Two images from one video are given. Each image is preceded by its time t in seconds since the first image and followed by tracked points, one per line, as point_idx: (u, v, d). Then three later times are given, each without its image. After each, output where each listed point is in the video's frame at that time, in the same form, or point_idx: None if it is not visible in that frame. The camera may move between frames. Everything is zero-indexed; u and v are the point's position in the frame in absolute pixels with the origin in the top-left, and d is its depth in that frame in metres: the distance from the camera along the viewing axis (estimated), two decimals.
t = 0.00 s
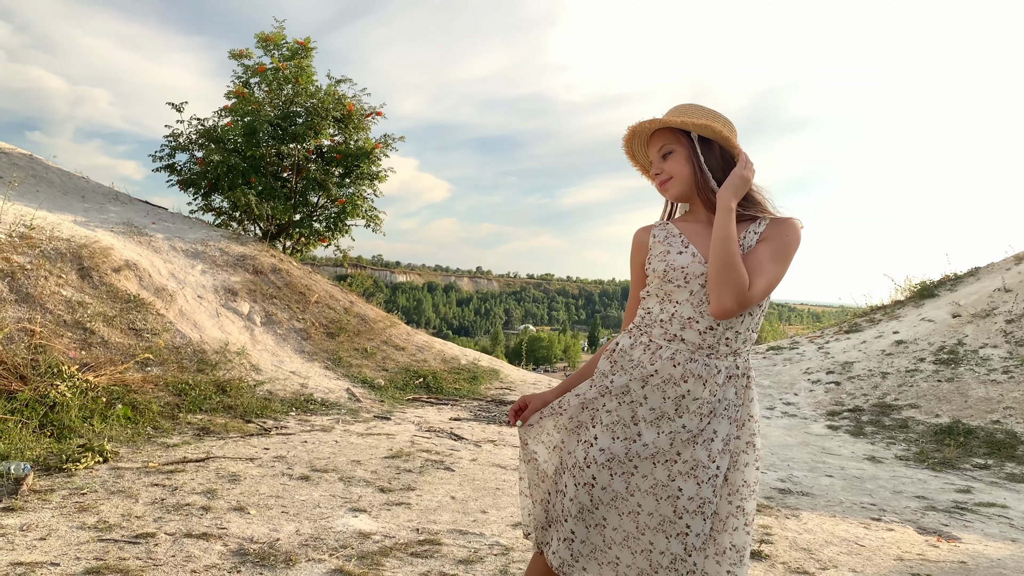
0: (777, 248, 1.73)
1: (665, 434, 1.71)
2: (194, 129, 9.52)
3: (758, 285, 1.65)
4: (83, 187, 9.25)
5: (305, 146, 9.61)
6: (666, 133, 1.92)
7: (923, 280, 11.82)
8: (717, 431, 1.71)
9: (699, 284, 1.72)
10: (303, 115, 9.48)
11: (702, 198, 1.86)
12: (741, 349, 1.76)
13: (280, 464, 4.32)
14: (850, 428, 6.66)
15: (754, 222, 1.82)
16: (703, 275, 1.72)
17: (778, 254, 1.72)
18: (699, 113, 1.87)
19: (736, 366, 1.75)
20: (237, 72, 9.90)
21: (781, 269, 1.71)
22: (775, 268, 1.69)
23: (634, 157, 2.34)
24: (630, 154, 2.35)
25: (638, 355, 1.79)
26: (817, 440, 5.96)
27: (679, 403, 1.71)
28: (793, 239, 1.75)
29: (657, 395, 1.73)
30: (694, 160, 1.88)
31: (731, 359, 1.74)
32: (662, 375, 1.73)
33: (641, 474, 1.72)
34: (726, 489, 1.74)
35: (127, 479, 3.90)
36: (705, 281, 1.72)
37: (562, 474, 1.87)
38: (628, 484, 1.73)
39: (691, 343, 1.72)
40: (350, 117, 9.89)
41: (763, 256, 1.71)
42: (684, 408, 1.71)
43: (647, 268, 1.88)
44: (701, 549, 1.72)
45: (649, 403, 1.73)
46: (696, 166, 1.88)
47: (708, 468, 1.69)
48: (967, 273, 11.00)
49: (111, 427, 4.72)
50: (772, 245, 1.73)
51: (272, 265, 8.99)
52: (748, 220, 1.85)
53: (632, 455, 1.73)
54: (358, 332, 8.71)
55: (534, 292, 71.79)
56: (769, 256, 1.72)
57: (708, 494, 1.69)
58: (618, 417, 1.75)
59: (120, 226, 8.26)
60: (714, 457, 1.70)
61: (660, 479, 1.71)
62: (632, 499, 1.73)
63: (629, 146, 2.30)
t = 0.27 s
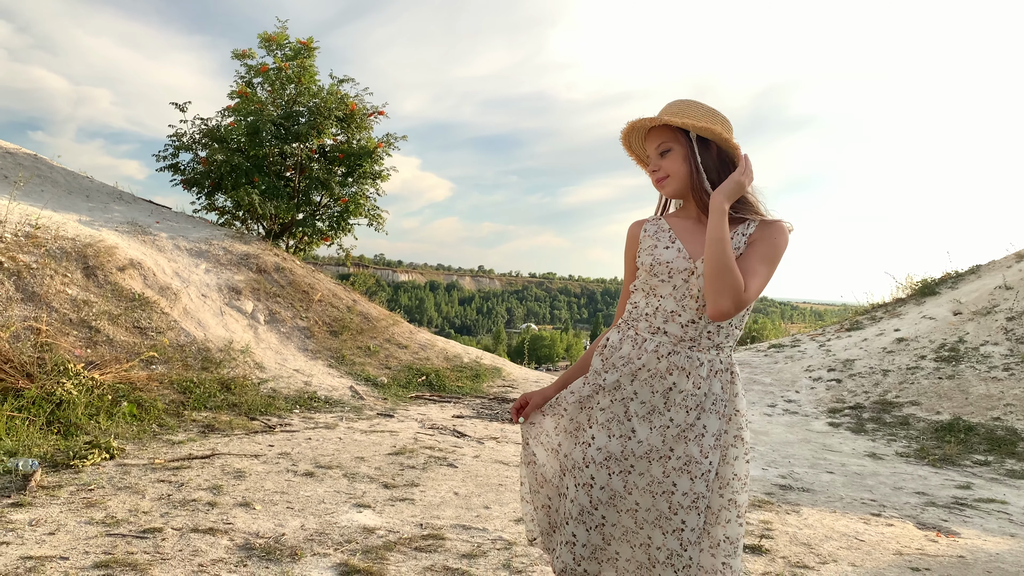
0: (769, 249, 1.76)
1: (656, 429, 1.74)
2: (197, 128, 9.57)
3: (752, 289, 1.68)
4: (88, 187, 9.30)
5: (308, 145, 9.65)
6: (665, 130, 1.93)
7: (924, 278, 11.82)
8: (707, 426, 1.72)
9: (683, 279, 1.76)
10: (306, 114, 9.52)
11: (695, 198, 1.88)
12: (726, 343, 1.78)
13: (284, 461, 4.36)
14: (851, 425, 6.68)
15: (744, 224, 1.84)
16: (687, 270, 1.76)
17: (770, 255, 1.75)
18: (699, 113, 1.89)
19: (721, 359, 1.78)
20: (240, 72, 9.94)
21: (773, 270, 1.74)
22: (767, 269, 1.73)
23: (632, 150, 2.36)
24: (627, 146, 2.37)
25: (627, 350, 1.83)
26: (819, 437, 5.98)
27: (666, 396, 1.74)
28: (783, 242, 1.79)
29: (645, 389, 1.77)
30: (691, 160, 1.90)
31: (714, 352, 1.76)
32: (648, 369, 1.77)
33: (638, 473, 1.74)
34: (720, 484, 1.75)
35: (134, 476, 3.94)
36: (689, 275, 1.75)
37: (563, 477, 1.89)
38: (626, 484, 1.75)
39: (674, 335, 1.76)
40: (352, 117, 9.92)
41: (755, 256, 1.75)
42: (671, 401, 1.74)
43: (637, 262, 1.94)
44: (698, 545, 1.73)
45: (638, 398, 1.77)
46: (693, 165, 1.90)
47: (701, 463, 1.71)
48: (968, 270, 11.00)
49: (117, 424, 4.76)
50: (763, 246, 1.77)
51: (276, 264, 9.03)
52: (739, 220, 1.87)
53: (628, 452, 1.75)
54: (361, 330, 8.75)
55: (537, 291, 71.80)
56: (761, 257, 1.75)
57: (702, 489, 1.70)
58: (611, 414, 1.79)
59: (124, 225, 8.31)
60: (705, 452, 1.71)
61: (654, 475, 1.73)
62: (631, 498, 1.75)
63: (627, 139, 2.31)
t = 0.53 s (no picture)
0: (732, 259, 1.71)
1: (628, 423, 1.82)
2: (200, 127, 9.61)
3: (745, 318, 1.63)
4: (91, 185, 9.34)
5: (310, 143, 9.69)
6: (656, 121, 1.92)
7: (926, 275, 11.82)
8: (671, 415, 1.75)
9: (632, 270, 1.92)
10: (308, 112, 9.55)
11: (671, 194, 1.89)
12: (684, 330, 1.80)
13: (288, 456, 4.39)
14: (851, 422, 6.70)
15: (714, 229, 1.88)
16: (638, 263, 1.91)
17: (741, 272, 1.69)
18: (695, 113, 1.89)
19: (682, 348, 1.80)
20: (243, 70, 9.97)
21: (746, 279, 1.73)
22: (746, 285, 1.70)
23: (619, 133, 2.35)
24: (612, 127, 2.35)
25: (598, 346, 1.97)
26: (819, 433, 6.00)
27: (629, 387, 1.84)
28: (744, 251, 1.73)
29: (613, 383, 1.87)
30: (676, 158, 1.91)
31: (669, 341, 1.80)
32: (614, 361, 1.90)
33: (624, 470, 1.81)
34: (699, 476, 1.74)
35: (139, 470, 3.98)
36: (638, 268, 1.90)
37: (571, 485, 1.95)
38: (620, 482, 1.83)
39: (629, 326, 1.89)
40: (355, 115, 9.95)
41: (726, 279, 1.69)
42: (634, 392, 1.82)
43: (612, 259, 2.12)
44: (682, 537, 1.73)
45: (610, 394, 1.87)
46: (678, 164, 1.90)
47: (670, 453, 1.73)
48: (969, 267, 10.99)
49: (121, 420, 4.80)
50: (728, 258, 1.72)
51: (279, 261, 9.07)
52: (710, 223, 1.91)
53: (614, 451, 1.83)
54: (363, 327, 8.79)
55: (539, 289, 71.82)
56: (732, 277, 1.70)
57: (676, 480, 1.72)
58: (593, 415, 1.88)
59: (128, 223, 8.35)
60: (672, 441, 1.73)
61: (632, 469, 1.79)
62: (626, 496, 1.82)
63: (614, 121, 2.30)
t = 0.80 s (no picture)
0: (698, 276, 1.74)
1: (607, 416, 1.87)
2: (203, 126, 9.64)
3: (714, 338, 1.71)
4: (95, 183, 9.38)
5: (313, 142, 9.71)
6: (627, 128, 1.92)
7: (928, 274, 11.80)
8: (644, 408, 1.78)
9: (608, 272, 2.00)
10: (311, 111, 9.57)
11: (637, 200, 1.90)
12: (655, 326, 1.82)
13: (291, 453, 4.42)
14: (853, 420, 6.70)
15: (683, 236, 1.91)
16: (611, 265, 1.99)
17: (708, 293, 1.73)
18: (666, 121, 1.89)
19: (654, 342, 1.81)
20: (246, 69, 9.99)
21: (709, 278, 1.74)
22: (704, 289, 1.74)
23: (592, 138, 2.38)
24: (584, 128, 2.36)
25: (587, 345, 2.05)
26: (821, 431, 6.00)
27: (608, 381, 1.89)
28: (707, 254, 1.74)
29: (595, 380, 1.94)
30: (646, 166, 1.92)
31: (642, 337, 1.83)
32: (596, 359, 1.96)
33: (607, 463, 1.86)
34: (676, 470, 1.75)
35: (143, 467, 4.01)
36: (611, 270, 1.97)
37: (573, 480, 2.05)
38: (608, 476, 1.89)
39: (608, 324, 1.95)
40: (357, 114, 9.96)
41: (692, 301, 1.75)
42: (611, 386, 1.87)
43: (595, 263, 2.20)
44: (662, 532, 1.74)
45: (592, 390, 1.94)
46: (647, 171, 1.92)
47: (643, 446, 1.76)
48: (971, 266, 10.97)
49: (125, 417, 4.82)
50: (694, 278, 1.74)
51: (282, 260, 9.10)
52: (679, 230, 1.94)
53: (597, 444, 1.89)
54: (366, 325, 8.81)
55: (541, 288, 71.81)
56: (698, 298, 1.74)
57: (649, 473, 1.74)
58: (581, 411, 1.96)
59: (132, 221, 8.38)
60: (645, 434, 1.76)
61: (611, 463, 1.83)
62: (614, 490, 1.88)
63: (585, 123, 2.30)
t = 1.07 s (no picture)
0: (684, 272, 1.72)
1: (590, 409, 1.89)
2: (208, 126, 9.68)
3: (697, 334, 1.68)
4: (100, 183, 9.43)
5: (317, 141, 9.74)
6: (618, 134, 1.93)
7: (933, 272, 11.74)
8: (623, 400, 1.79)
9: (599, 269, 2.04)
10: (315, 111, 9.60)
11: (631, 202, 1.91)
12: (637, 320, 1.83)
13: (295, 452, 4.44)
14: (857, 419, 6.68)
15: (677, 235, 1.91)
16: (602, 262, 2.02)
17: (692, 288, 1.70)
18: (656, 123, 1.90)
19: (633, 336, 1.82)
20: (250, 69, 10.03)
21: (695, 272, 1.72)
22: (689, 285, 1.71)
23: (585, 143, 2.39)
24: (576, 134, 2.37)
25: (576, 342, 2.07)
26: (825, 430, 5.99)
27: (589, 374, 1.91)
28: (693, 249, 1.73)
29: (580, 374, 1.96)
30: (640, 169, 1.93)
31: (623, 331, 1.84)
32: (582, 353, 1.98)
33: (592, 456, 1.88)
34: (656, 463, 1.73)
35: (148, 466, 4.03)
36: (601, 267, 2.00)
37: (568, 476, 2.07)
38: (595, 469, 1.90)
39: (594, 320, 1.97)
40: (361, 113, 9.98)
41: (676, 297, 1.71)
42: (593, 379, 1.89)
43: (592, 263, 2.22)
44: (645, 527, 1.73)
45: (578, 384, 1.97)
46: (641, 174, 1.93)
47: (622, 438, 1.77)
48: (977, 265, 10.92)
49: (131, 416, 4.85)
50: (678, 273, 1.72)
51: (286, 259, 9.13)
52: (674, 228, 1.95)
53: (582, 437, 1.92)
54: (370, 324, 8.83)
55: (546, 287, 71.79)
56: (683, 293, 1.71)
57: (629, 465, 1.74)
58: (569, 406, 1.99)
59: (136, 221, 8.42)
60: (624, 426, 1.76)
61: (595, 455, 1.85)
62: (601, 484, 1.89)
63: (577, 130, 2.31)
